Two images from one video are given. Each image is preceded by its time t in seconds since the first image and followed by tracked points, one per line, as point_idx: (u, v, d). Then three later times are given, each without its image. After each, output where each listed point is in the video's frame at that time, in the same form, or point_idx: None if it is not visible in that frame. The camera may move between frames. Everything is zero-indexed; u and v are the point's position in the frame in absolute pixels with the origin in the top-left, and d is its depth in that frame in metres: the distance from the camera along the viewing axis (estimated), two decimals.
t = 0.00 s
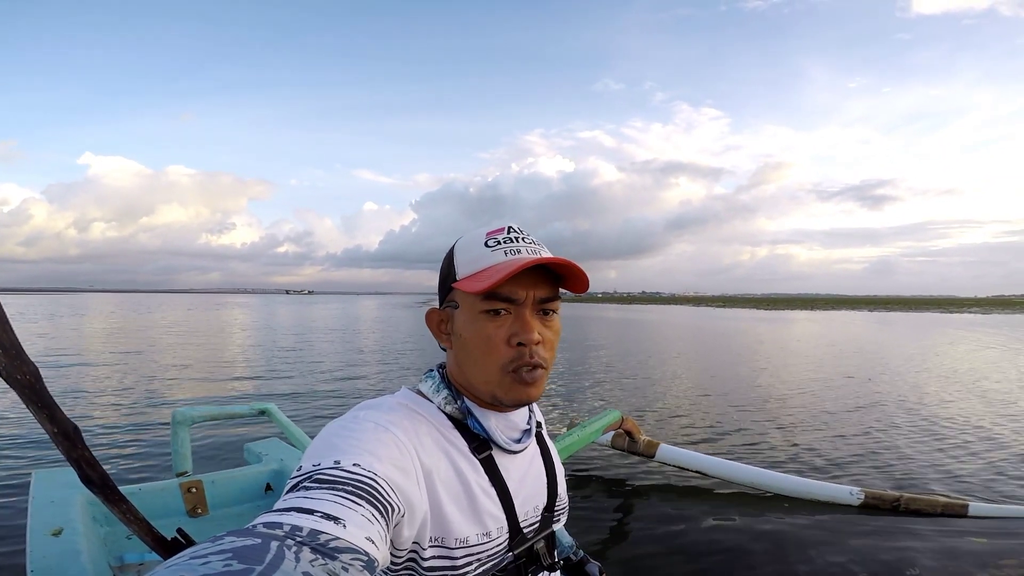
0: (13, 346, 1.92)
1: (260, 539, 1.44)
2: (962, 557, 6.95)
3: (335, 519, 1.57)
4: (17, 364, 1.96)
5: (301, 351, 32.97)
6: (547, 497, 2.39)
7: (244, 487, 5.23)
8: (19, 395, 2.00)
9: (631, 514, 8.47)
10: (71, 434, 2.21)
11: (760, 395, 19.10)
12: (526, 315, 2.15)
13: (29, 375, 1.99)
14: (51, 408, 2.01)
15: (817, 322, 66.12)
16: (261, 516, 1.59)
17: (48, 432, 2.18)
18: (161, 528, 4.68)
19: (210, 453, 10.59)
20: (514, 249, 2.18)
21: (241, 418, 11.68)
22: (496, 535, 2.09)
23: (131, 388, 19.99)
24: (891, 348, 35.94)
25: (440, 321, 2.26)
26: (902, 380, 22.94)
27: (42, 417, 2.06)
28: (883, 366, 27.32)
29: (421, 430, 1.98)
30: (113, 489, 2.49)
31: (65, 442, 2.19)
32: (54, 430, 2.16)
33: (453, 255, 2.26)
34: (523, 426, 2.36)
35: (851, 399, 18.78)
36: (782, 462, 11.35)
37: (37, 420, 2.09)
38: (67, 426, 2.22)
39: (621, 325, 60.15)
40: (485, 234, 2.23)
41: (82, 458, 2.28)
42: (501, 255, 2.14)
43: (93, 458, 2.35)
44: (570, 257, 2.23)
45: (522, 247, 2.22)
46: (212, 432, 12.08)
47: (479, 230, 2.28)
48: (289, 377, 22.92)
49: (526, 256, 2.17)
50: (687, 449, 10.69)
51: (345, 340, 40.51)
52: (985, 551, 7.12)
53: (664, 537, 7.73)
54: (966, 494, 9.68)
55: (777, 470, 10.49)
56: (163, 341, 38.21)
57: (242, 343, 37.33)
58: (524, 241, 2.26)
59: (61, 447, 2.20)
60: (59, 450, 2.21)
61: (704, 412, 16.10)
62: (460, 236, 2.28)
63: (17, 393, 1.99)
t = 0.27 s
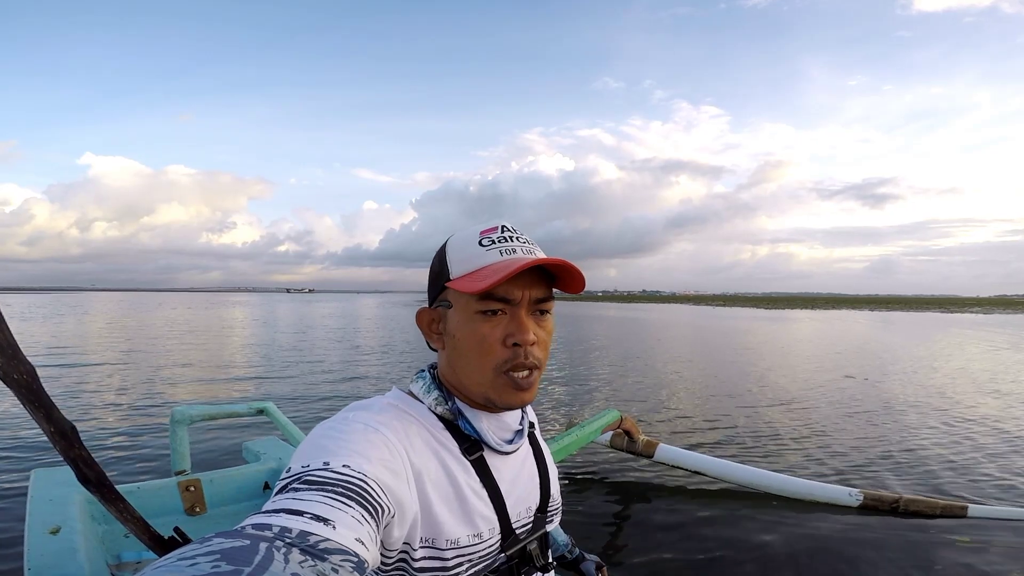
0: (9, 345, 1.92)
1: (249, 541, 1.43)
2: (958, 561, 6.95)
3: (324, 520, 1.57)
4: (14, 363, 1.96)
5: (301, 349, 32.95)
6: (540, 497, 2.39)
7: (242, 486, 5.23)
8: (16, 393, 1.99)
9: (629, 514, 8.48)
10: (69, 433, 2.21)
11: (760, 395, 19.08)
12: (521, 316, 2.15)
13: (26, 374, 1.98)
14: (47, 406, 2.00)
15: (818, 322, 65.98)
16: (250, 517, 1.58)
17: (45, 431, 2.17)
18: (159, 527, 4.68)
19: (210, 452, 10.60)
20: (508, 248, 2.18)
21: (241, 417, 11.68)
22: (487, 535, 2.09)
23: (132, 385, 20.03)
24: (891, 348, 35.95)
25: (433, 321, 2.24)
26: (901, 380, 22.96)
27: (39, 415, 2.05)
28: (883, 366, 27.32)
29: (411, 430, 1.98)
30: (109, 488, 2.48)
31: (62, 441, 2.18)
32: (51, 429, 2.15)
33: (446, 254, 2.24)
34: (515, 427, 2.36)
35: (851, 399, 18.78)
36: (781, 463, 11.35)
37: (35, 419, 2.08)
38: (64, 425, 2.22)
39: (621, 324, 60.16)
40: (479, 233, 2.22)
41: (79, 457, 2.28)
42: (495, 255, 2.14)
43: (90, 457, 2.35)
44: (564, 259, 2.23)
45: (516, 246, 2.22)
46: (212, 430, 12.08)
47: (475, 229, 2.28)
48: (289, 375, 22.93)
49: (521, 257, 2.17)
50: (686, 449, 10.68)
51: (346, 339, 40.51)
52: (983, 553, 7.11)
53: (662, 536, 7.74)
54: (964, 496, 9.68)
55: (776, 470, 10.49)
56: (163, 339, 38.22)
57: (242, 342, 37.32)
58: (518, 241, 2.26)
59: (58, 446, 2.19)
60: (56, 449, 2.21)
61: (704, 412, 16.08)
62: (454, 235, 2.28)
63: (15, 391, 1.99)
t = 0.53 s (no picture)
0: (19, 337, 1.92)
1: (243, 540, 1.42)
2: (968, 566, 6.84)
3: (320, 519, 1.55)
4: (23, 355, 1.96)
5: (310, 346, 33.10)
6: (538, 494, 2.37)
7: (249, 482, 5.23)
8: (25, 386, 1.99)
9: (635, 513, 8.44)
10: (77, 427, 2.20)
11: (769, 395, 18.94)
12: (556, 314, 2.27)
13: (35, 366, 1.98)
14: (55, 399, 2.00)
15: (830, 322, 65.35)
16: (245, 517, 1.56)
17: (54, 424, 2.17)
18: (165, 521, 4.69)
19: (217, 446, 10.68)
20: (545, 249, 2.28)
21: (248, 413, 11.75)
22: (486, 533, 2.07)
23: (142, 380, 20.22)
24: (902, 349, 35.56)
25: (470, 315, 2.09)
26: (912, 382, 22.69)
27: (48, 408, 2.05)
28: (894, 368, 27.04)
29: (408, 429, 1.96)
30: (116, 482, 2.47)
31: (71, 434, 2.18)
32: (60, 422, 2.15)
33: (486, 244, 2.11)
34: (513, 424, 2.34)
35: (861, 400, 18.59)
36: (789, 464, 11.25)
37: (44, 412, 2.08)
38: (73, 418, 2.21)
39: (629, 323, 59.94)
40: (517, 230, 2.21)
41: (87, 450, 2.27)
42: (544, 255, 2.21)
43: (98, 450, 2.34)
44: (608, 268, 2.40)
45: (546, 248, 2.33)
46: (220, 426, 12.16)
47: (503, 223, 2.22)
48: (297, 371, 23.04)
49: (559, 259, 2.29)
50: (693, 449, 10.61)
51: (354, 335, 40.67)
52: (993, 558, 7.01)
53: (667, 536, 7.70)
54: (975, 499, 9.54)
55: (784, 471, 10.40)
56: (174, 334, 38.55)
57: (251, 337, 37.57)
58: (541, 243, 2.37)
59: (67, 440, 2.19)
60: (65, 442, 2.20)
61: (712, 412, 15.99)
62: (486, 226, 2.17)
63: (24, 384, 1.98)
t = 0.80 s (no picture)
0: (28, 334, 1.93)
1: (246, 538, 1.41)
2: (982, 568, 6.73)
3: (322, 517, 1.54)
4: (31, 352, 1.97)
5: (321, 345, 33.23)
6: (541, 492, 2.35)
7: (258, 479, 5.25)
8: (35, 384, 2.01)
9: (644, 513, 8.39)
10: (86, 423, 2.21)
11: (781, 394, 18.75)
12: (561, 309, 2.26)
13: (44, 364, 2.00)
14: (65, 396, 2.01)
15: (844, 321, 64.64)
16: (248, 514, 1.56)
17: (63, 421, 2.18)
18: (176, 519, 4.72)
19: (228, 444, 10.77)
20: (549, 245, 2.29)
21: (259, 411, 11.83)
22: (488, 531, 2.06)
23: (155, 379, 20.44)
24: (917, 348, 35.08)
25: (479, 310, 2.08)
26: (927, 381, 22.36)
27: (57, 406, 2.07)
28: (908, 367, 26.66)
29: (411, 426, 1.95)
30: (123, 478, 2.49)
31: (79, 431, 2.19)
32: (68, 419, 2.16)
33: (494, 239, 2.10)
34: (516, 422, 2.32)
35: (874, 399, 18.36)
36: (801, 464, 11.14)
37: (52, 409, 2.09)
38: (81, 415, 2.23)
39: (639, 321, 59.64)
40: (522, 226, 2.21)
41: (95, 447, 2.29)
42: (549, 250, 2.22)
43: (105, 447, 2.36)
44: (614, 264, 2.39)
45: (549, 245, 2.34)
46: (231, 424, 12.23)
47: (509, 219, 2.22)
48: (307, 369, 23.18)
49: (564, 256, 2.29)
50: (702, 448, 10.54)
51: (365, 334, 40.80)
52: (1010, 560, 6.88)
53: (676, 536, 7.65)
54: (991, 499, 9.39)
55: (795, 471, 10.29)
56: (187, 333, 38.93)
57: (263, 336, 37.81)
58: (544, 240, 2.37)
59: (75, 437, 2.20)
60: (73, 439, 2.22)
61: (723, 411, 15.87)
62: (493, 220, 2.16)
63: (33, 381, 2.00)
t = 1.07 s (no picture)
0: (34, 332, 1.95)
1: (248, 536, 1.41)
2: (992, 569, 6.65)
3: (324, 516, 1.53)
4: (36, 350, 1.98)
5: (327, 345, 33.33)
6: (544, 492, 2.34)
7: (262, 478, 5.28)
8: (40, 381, 2.01)
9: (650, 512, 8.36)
10: (90, 422, 2.22)
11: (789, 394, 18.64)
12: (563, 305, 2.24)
13: (49, 361, 2.01)
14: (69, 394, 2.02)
15: (852, 321, 64.15)
16: (250, 513, 1.55)
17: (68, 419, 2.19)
18: (181, 518, 4.75)
19: (235, 443, 10.82)
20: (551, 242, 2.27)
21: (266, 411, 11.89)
22: (489, 530, 2.05)
23: (164, 379, 20.59)
24: (926, 347, 34.82)
25: (480, 306, 2.07)
26: (937, 381, 22.16)
27: (61, 403, 2.07)
28: (918, 366, 26.42)
29: (413, 424, 1.94)
30: (127, 477, 2.50)
31: (84, 429, 2.20)
32: (73, 417, 2.17)
33: (495, 234, 2.09)
34: (519, 421, 2.31)
35: (883, 399, 18.21)
36: (809, 464, 11.07)
37: (57, 407, 2.10)
38: (85, 413, 2.23)
39: (645, 321, 59.50)
40: (523, 223, 2.20)
41: (99, 445, 2.29)
42: (551, 246, 2.20)
43: (110, 446, 2.36)
44: (616, 260, 2.37)
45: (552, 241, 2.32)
46: (238, 424, 12.28)
47: (510, 215, 2.21)
48: (314, 369, 23.28)
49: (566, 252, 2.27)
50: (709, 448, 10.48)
51: (371, 334, 40.89)
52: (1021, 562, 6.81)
53: (682, 536, 7.61)
54: (1002, 499, 9.28)
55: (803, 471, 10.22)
56: (195, 333, 39.13)
57: (270, 336, 37.96)
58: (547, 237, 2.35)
59: (79, 435, 2.20)
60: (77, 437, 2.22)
61: (730, 411, 15.78)
62: (495, 217, 2.15)
63: (38, 379, 2.01)
